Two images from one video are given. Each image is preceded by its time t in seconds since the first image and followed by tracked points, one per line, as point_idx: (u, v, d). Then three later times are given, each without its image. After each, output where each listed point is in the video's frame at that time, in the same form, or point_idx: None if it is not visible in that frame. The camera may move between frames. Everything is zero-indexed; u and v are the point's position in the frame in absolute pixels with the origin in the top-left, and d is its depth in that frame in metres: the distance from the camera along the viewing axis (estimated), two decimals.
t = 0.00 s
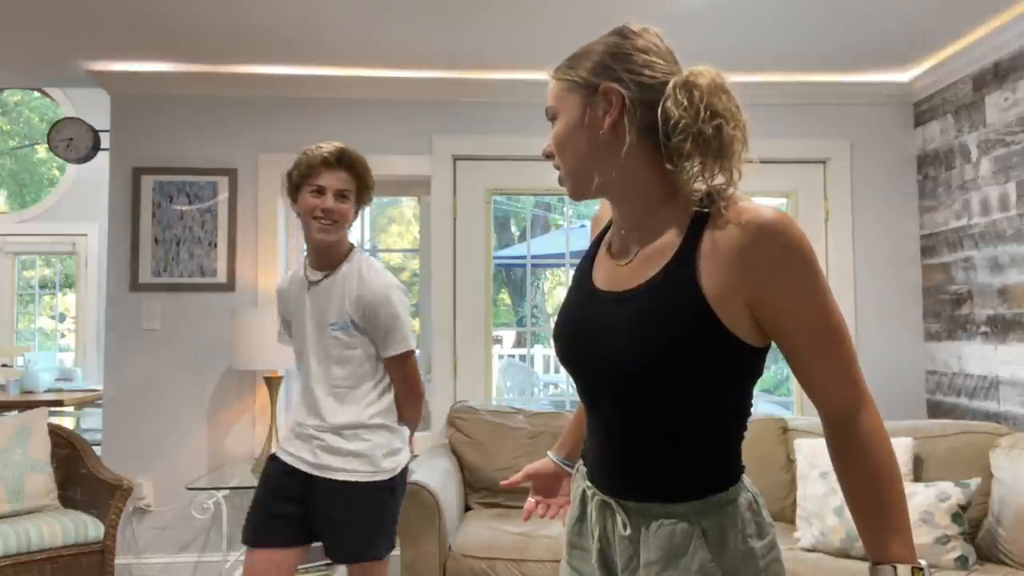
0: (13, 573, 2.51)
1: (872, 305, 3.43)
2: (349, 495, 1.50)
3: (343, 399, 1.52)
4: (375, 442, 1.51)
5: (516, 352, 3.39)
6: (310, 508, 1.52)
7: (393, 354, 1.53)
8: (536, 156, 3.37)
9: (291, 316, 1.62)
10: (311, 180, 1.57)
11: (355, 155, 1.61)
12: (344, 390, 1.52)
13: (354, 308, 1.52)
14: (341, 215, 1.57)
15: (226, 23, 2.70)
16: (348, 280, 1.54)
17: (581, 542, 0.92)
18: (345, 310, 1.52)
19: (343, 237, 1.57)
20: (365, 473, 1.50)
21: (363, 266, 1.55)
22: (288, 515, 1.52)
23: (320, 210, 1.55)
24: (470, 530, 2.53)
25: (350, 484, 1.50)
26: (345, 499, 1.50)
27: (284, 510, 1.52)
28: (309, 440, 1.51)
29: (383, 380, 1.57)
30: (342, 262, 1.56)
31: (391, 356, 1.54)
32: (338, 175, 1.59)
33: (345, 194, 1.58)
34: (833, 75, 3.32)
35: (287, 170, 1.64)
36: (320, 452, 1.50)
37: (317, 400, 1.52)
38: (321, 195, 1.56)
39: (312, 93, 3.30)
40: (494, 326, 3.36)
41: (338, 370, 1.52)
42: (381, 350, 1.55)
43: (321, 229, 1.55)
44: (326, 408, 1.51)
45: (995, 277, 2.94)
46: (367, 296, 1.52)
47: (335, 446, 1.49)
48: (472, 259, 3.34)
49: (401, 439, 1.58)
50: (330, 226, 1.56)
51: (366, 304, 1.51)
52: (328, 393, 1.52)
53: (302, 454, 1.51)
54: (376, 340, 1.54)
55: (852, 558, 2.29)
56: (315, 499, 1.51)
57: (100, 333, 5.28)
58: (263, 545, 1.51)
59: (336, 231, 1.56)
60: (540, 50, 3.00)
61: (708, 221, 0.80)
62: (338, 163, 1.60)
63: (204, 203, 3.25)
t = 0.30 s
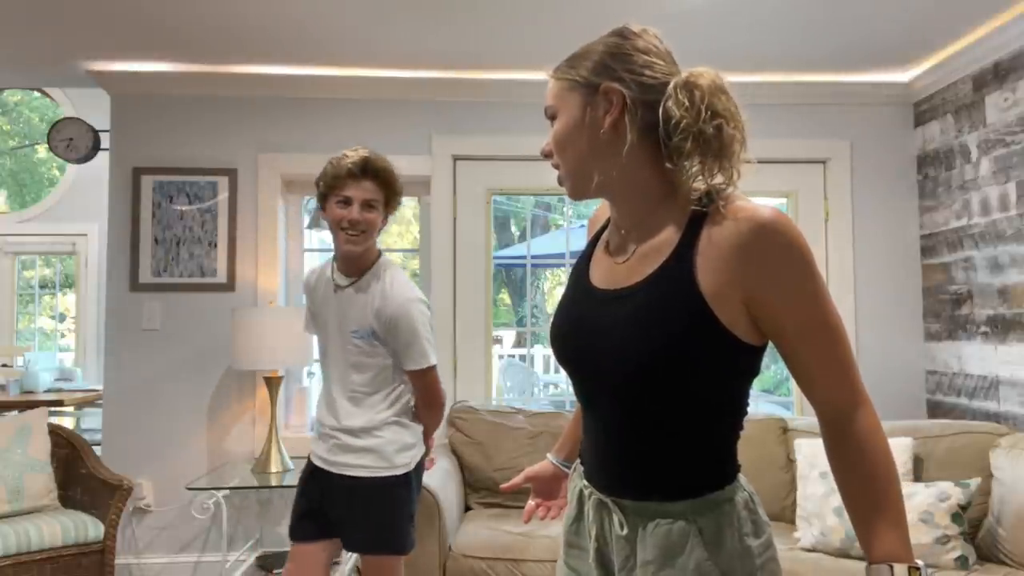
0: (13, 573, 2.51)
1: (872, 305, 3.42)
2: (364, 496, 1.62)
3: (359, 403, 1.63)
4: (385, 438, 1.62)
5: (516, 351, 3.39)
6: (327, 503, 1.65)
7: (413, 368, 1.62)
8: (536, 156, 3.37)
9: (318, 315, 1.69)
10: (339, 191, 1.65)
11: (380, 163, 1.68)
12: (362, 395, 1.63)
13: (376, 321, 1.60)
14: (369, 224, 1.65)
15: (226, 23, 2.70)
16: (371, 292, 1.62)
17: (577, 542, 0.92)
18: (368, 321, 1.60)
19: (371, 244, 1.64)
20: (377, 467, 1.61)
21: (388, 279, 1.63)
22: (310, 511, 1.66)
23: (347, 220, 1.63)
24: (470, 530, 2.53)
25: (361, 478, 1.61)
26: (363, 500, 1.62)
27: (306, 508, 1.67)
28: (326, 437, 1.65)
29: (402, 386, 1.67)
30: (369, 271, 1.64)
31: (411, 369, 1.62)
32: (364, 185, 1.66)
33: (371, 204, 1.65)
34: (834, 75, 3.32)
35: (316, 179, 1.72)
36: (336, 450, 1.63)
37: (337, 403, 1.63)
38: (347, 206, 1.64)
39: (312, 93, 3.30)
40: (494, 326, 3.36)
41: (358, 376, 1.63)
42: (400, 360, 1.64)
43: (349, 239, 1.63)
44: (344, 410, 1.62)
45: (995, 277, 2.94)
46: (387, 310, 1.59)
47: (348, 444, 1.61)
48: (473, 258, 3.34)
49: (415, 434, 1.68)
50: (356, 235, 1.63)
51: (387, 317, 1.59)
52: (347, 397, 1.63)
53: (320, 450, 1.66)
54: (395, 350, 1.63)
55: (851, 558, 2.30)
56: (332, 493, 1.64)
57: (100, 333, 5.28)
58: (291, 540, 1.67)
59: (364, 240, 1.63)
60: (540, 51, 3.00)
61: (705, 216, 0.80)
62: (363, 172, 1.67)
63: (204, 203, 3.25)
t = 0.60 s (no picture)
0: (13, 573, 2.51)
1: (873, 305, 3.43)
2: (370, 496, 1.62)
3: (370, 402, 1.63)
4: (395, 435, 1.63)
5: (516, 352, 3.38)
6: (335, 507, 1.64)
7: (427, 369, 1.64)
8: (536, 156, 3.37)
9: (329, 315, 1.68)
10: (361, 192, 1.66)
11: (403, 167, 1.69)
12: (374, 394, 1.63)
13: (397, 321, 1.63)
14: (387, 227, 1.67)
15: (226, 23, 2.70)
16: (392, 291, 1.65)
17: (575, 541, 0.92)
18: (388, 321, 1.63)
19: (389, 247, 1.67)
20: (389, 465, 1.62)
21: (407, 281, 1.67)
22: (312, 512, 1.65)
23: (367, 222, 1.65)
24: (471, 530, 2.53)
25: (371, 477, 1.61)
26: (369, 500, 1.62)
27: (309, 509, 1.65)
28: (334, 438, 1.64)
29: (414, 385, 1.69)
30: (387, 272, 1.67)
31: (425, 370, 1.65)
32: (386, 187, 1.66)
33: (391, 207, 1.66)
34: (833, 75, 3.33)
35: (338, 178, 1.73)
36: (345, 449, 1.62)
37: (347, 403, 1.63)
38: (368, 208, 1.65)
39: (312, 93, 3.30)
40: (494, 326, 3.36)
41: (371, 375, 1.63)
42: (414, 360, 1.67)
43: (368, 241, 1.65)
44: (355, 409, 1.62)
45: (995, 277, 2.94)
46: (409, 310, 1.63)
47: (357, 443, 1.61)
48: (473, 258, 3.35)
49: (423, 432, 1.70)
50: (377, 237, 1.65)
51: (408, 317, 1.63)
52: (357, 396, 1.63)
53: (326, 449, 1.65)
54: (411, 351, 1.66)
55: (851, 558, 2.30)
56: (340, 496, 1.63)
57: (100, 333, 5.28)
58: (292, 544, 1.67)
59: (382, 242, 1.65)
60: (541, 51, 3.00)
61: (703, 211, 0.81)
62: (385, 175, 1.68)
63: (204, 203, 3.25)
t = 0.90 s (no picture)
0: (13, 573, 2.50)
1: (873, 305, 3.42)
2: (390, 496, 1.61)
3: (392, 398, 1.64)
4: (419, 434, 1.65)
5: (516, 352, 3.38)
6: (353, 513, 1.62)
7: (437, 357, 1.72)
8: (536, 156, 3.37)
9: (333, 318, 1.66)
10: (366, 189, 1.67)
11: (408, 164, 1.70)
12: (396, 389, 1.64)
13: (418, 311, 1.69)
14: (394, 222, 1.68)
15: (226, 23, 2.70)
16: (410, 283, 1.70)
17: (576, 541, 0.92)
18: (408, 313, 1.67)
19: (395, 243, 1.68)
20: (415, 463, 1.63)
21: (419, 273, 1.73)
22: (310, 525, 1.61)
23: (374, 219, 1.66)
24: (471, 530, 2.53)
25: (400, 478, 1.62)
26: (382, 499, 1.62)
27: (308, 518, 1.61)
28: (354, 444, 1.60)
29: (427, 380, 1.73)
30: (398, 268, 1.70)
31: (433, 359, 1.72)
32: (391, 184, 1.68)
33: (397, 203, 1.68)
34: (833, 75, 3.32)
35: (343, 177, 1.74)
36: (368, 455, 1.60)
37: (370, 401, 1.62)
38: (374, 204, 1.66)
39: (312, 93, 3.30)
40: (494, 326, 3.36)
41: (393, 368, 1.64)
42: (429, 350, 1.72)
43: (375, 237, 1.66)
44: (377, 405, 1.62)
45: (995, 277, 2.94)
46: (430, 300, 1.70)
47: (383, 446, 1.60)
48: (472, 258, 3.35)
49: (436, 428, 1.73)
50: (384, 233, 1.66)
51: (429, 307, 1.70)
52: (380, 393, 1.63)
53: (342, 458, 1.61)
54: (427, 341, 1.72)
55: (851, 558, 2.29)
56: (359, 501, 1.61)
57: (100, 333, 5.28)
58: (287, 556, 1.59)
59: (388, 238, 1.67)
60: (541, 51, 3.00)
61: (696, 209, 0.80)
62: (390, 172, 1.69)
63: (204, 203, 3.25)
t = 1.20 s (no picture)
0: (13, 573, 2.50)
1: (872, 305, 3.43)
2: (402, 497, 1.61)
3: (404, 393, 1.64)
4: (432, 435, 1.65)
5: (516, 352, 3.38)
6: (365, 519, 1.62)
7: (441, 352, 1.73)
8: (535, 156, 3.37)
9: (335, 320, 1.66)
10: (364, 187, 1.69)
11: (404, 162, 1.72)
12: (408, 382, 1.65)
13: (424, 306, 1.71)
14: (392, 219, 1.69)
15: (227, 23, 2.70)
16: (412, 280, 1.71)
17: (579, 543, 0.91)
18: (415, 308, 1.69)
19: (394, 239, 1.70)
20: (430, 464, 1.64)
21: (420, 271, 1.74)
22: (317, 535, 1.61)
23: (372, 215, 1.68)
24: (471, 530, 2.53)
25: (414, 480, 1.62)
26: (389, 504, 1.61)
27: (311, 529, 1.62)
28: (366, 449, 1.60)
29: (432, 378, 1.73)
30: (398, 266, 1.71)
31: (438, 353, 1.74)
32: (388, 181, 1.70)
33: (394, 199, 1.69)
34: (834, 75, 3.32)
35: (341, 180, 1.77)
36: (382, 458, 1.60)
37: (382, 397, 1.62)
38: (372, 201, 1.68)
39: (312, 93, 3.30)
40: (494, 326, 3.36)
41: (402, 363, 1.65)
42: (433, 347, 1.73)
43: (374, 233, 1.67)
44: (390, 402, 1.62)
45: (995, 277, 2.94)
46: (433, 296, 1.73)
47: (397, 449, 1.60)
48: (473, 258, 3.35)
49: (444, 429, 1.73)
50: (382, 229, 1.68)
51: (433, 303, 1.72)
52: (392, 388, 1.63)
53: (355, 465, 1.60)
54: (431, 337, 1.73)
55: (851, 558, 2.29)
56: (370, 507, 1.61)
57: (100, 333, 5.28)
58: (304, 565, 1.60)
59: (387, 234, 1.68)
60: (541, 51, 3.00)
61: (697, 212, 0.80)
62: (386, 170, 1.71)
63: (204, 203, 3.25)
